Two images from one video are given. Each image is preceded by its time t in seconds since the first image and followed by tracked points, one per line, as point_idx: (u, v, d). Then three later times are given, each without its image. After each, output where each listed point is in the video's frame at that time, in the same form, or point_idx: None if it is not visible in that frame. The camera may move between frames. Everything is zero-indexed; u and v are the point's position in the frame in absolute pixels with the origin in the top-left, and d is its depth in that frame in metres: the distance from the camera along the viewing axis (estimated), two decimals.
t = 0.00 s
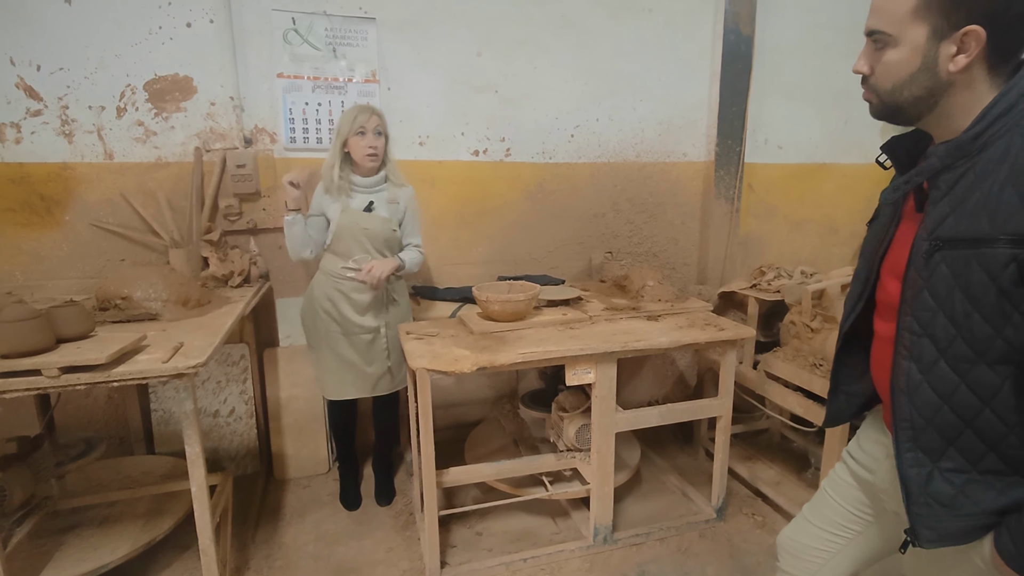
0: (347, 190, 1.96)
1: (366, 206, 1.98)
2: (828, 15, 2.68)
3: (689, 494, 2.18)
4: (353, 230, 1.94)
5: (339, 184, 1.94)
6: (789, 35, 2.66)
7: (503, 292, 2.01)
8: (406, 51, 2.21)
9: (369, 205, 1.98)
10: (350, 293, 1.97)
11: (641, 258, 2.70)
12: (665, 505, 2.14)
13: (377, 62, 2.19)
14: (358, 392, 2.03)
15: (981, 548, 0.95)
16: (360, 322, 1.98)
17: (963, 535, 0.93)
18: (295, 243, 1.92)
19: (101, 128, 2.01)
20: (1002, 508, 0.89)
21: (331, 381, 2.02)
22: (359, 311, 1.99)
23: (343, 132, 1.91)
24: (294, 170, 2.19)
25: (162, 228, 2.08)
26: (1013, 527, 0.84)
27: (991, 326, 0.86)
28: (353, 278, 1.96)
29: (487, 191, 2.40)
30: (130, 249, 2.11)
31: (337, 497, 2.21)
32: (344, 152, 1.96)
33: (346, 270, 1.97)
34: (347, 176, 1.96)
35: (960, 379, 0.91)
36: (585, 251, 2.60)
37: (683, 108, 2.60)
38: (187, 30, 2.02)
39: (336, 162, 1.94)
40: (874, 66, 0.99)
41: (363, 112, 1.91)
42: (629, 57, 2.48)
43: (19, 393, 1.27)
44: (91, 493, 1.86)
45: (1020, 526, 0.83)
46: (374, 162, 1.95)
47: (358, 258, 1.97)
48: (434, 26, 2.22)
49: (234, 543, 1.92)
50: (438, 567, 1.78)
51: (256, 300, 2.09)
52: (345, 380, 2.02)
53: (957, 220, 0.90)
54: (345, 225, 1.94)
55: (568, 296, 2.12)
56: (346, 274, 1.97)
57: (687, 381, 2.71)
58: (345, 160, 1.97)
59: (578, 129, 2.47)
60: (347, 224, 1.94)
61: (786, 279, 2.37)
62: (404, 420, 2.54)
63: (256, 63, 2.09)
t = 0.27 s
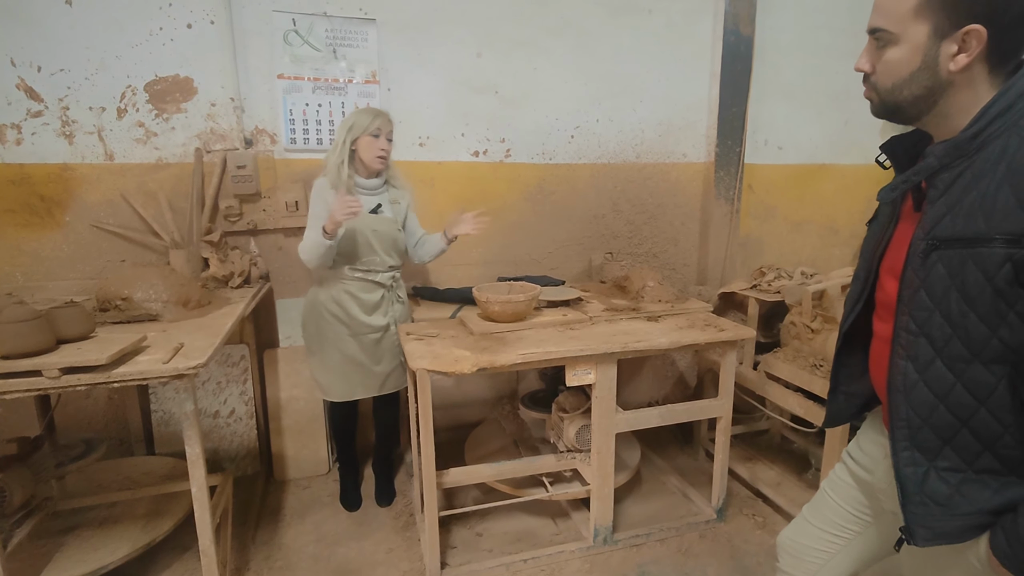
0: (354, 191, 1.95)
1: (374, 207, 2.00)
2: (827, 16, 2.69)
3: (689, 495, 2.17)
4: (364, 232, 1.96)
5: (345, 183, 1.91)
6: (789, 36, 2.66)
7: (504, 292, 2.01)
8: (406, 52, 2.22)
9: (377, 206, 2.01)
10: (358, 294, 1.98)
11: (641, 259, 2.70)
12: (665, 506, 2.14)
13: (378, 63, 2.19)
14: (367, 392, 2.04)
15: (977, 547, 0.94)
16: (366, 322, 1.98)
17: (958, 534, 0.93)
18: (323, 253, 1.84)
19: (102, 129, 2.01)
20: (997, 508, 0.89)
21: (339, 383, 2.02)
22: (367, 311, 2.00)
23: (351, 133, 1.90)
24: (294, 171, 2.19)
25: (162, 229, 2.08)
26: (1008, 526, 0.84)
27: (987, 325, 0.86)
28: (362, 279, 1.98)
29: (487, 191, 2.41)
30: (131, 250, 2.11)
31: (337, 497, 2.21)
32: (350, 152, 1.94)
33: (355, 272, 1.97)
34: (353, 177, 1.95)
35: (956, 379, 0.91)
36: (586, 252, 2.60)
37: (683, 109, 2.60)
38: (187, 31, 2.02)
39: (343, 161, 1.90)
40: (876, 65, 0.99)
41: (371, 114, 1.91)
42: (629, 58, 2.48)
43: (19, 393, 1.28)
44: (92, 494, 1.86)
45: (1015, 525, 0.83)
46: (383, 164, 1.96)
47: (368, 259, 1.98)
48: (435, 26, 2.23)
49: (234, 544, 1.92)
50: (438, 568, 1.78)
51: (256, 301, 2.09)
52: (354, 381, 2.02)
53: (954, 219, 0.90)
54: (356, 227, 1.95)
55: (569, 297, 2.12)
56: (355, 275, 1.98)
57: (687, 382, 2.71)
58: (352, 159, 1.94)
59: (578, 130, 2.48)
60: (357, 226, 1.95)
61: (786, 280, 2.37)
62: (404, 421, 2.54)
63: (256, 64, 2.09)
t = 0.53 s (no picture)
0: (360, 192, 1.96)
1: (378, 209, 2.01)
2: (827, 17, 2.69)
3: (690, 496, 2.17)
4: (371, 233, 1.96)
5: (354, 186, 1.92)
6: (788, 37, 2.66)
7: (504, 293, 2.01)
8: (406, 53, 2.22)
9: (381, 208, 2.02)
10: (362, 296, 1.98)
11: (641, 259, 2.70)
12: (665, 507, 2.14)
13: (378, 64, 2.19)
14: (373, 392, 2.04)
15: (975, 549, 0.94)
16: (369, 322, 1.99)
17: (956, 536, 0.93)
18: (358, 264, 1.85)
19: (102, 130, 2.01)
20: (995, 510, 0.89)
21: (343, 385, 2.01)
22: (370, 312, 2.00)
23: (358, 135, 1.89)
24: (294, 172, 2.19)
25: (162, 230, 2.08)
26: (1006, 528, 0.84)
27: (984, 327, 0.86)
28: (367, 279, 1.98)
29: (487, 192, 2.41)
30: (130, 251, 2.11)
31: (337, 499, 2.20)
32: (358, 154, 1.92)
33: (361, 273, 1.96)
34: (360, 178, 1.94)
35: (954, 381, 0.91)
36: (585, 253, 2.60)
37: (683, 110, 2.61)
38: (187, 32, 2.02)
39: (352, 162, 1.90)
40: (872, 66, 0.99)
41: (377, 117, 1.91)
42: (629, 59, 2.48)
43: (19, 395, 1.28)
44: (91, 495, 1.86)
45: (1012, 528, 0.83)
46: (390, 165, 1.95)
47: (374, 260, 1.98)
48: (435, 27, 2.23)
49: (234, 545, 1.92)
50: (438, 569, 1.78)
51: (255, 302, 2.09)
52: (358, 382, 2.02)
53: (952, 221, 0.90)
54: (362, 227, 1.95)
55: (569, 297, 2.12)
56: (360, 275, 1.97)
57: (687, 383, 2.70)
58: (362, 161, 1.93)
59: (578, 131, 2.48)
60: (365, 227, 1.95)
61: (786, 280, 2.37)
62: (405, 422, 2.54)
63: (256, 65, 2.09)
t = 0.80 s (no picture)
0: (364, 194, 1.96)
1: (383, 211, 2.01)
2: (825, 18, 2.70)
3: (689, 496, 2.18)
4: (375, 234, 1.97)
5: (355, 189, 1.92)
6: (787, 38, 2.67)
7: (503, 294, 2.01)
8: (406, 54, 2.22)
9: (386, 210, 2.02)
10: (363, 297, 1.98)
11: (640, 260, 2.71)
12: (664, 507, 2.14)
13: (377, 65, 2.19)
14: (373, 395, 2.05)
15: (972, 552, 0.93)
16: (369, 322, 1.99)
17: (953, 538, 0.93)
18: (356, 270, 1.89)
19: (101, 130, 2.01)
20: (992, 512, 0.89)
21: (343, 386, 2.01)
22: (370, 314, 2.01)
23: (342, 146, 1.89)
24: (294, 173, 2.19)
25: (162, 231, 2.08)
26: (1002, 531, 0.84)
27: (981, 329, 0.87)
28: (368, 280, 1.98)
29: (487, 193, 2.41)
30: (130, 252, 2.11)
31: (336, 500, 2.20)
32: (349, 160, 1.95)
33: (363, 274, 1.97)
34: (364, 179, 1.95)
35: (951, 383, 0.91)
36: (585, 254, 2.60)
37: (682, 111, 2.61)
38: (187, 33, 2.02)
39: (344, 169, 1.91)
40: (869, 70, 1.00)
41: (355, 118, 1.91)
42: (628, 60, 2.49)
43: (18, 396, 1.28)
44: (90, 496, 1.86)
45: (1009, 530, 0.83)
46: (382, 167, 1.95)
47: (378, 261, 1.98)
48: (434, 28, 2.23)
49: (233, 546, 1.92)
50: (438, 569, 1.78)
51: (254, 303, 2.09)
52: (359, 383, 2.02)
53: (950, 223, 0.90)
54: (365, 229, 1.95)
55: (568, 298, 2.12)
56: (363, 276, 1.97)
57: (686, 384, 2.71)
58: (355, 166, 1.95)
59: (577, 132, 2.48)
60: (369, 228, 1.95)
61: (785, 281, 2.38)
62: (404, 423, 2.54)
63: (256, 66, 2.09)
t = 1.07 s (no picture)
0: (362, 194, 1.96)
1: (382, 210, 2.01)
2: (825, 19, 2.70)
3: (688, 496, 2.17)
4: (373, 233, 1.96)
5: (353, 189, 1.92)
6: (786, 39, 2.67)
7: (502, 294, 2.01)
8: (405, 55, 2.22)
9: (385, 209, 2.02)
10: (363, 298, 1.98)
11: (640, 260, 2.71)
12: (664, 507, 2.14)
13: (376, 66, 2.19)
14: (373, 396, 2.05)
15: (973, 552, 0.94)
16: (369, 322, 1.99)
17: (954, 538, 0.93)
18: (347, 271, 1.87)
19: (101, 131, 2.01)
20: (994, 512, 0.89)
21: (343, 387, 2.01)
22: (370, 314, 2.01)
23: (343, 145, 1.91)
24: (293, 173, 2.19)
25: (161, 230, 2.08)
26: (1004, 531, 0.84)
27: (984, 329, 0.87)
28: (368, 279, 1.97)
29: (486, 194, 2.41)
30: (130, 252, 2.11)
31: (336, 500, 2.20)
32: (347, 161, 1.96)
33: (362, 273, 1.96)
34: (362, 179, 1.95)
35: (953, 383, 0.91)
36: (584, 254, 2.60)
37: (681, 111, 2.61)
38: (186, 33, 2.02)
39: (341, 170, 1.92)
40: (873, 68, 1.00)
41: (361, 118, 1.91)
42: (628, 60, 2.49)
43: (18, 396, 1.27)
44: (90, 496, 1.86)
45: (1010, 531, 0.83)
46: (376, 168, 1.95)
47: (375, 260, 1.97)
48: (434, 28, 2.23)
49: (233, 546, 1.92)
50: (437, 569, 1.78)
51: (254, 303, 2.09)
52: (359, 384, 2.02)
53: (952, 223, 0.90)
54: (364, 228, 1.95)
55: (568, 298, 2.12)
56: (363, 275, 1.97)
57: (686, 384, 2.71)
58: (351, 167, 1.96)
59: (576, 132, 2.48)
60: (368, 228, 1.95)
61: (785, 281, 2.38)
62: (404, 423, 2.54)
63: (255, 66, 2.09)
